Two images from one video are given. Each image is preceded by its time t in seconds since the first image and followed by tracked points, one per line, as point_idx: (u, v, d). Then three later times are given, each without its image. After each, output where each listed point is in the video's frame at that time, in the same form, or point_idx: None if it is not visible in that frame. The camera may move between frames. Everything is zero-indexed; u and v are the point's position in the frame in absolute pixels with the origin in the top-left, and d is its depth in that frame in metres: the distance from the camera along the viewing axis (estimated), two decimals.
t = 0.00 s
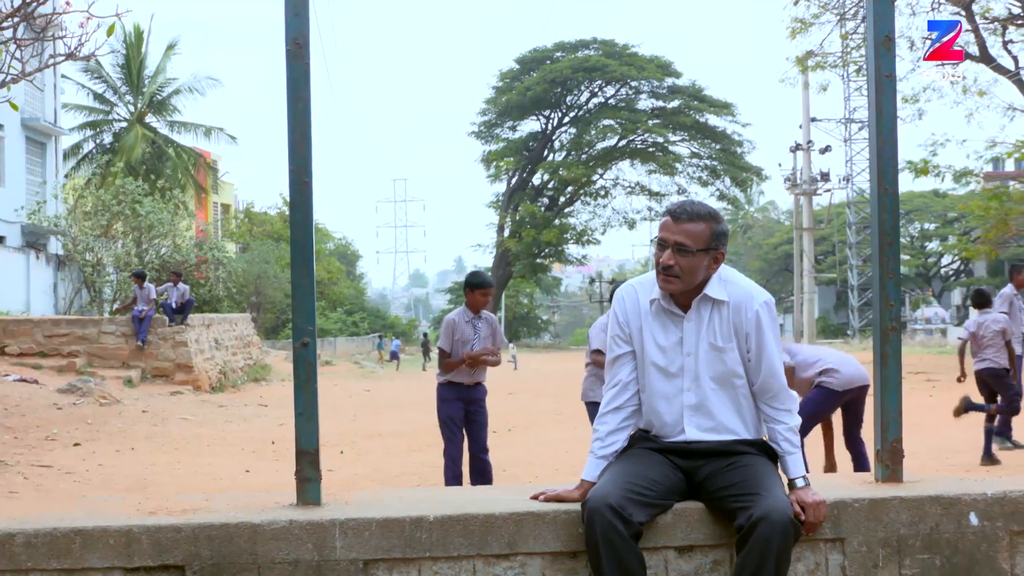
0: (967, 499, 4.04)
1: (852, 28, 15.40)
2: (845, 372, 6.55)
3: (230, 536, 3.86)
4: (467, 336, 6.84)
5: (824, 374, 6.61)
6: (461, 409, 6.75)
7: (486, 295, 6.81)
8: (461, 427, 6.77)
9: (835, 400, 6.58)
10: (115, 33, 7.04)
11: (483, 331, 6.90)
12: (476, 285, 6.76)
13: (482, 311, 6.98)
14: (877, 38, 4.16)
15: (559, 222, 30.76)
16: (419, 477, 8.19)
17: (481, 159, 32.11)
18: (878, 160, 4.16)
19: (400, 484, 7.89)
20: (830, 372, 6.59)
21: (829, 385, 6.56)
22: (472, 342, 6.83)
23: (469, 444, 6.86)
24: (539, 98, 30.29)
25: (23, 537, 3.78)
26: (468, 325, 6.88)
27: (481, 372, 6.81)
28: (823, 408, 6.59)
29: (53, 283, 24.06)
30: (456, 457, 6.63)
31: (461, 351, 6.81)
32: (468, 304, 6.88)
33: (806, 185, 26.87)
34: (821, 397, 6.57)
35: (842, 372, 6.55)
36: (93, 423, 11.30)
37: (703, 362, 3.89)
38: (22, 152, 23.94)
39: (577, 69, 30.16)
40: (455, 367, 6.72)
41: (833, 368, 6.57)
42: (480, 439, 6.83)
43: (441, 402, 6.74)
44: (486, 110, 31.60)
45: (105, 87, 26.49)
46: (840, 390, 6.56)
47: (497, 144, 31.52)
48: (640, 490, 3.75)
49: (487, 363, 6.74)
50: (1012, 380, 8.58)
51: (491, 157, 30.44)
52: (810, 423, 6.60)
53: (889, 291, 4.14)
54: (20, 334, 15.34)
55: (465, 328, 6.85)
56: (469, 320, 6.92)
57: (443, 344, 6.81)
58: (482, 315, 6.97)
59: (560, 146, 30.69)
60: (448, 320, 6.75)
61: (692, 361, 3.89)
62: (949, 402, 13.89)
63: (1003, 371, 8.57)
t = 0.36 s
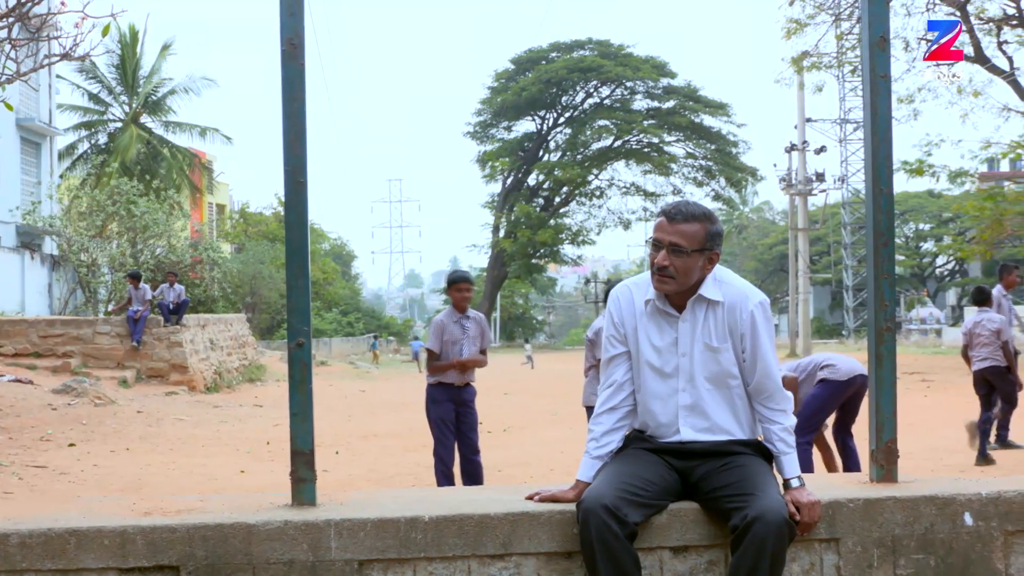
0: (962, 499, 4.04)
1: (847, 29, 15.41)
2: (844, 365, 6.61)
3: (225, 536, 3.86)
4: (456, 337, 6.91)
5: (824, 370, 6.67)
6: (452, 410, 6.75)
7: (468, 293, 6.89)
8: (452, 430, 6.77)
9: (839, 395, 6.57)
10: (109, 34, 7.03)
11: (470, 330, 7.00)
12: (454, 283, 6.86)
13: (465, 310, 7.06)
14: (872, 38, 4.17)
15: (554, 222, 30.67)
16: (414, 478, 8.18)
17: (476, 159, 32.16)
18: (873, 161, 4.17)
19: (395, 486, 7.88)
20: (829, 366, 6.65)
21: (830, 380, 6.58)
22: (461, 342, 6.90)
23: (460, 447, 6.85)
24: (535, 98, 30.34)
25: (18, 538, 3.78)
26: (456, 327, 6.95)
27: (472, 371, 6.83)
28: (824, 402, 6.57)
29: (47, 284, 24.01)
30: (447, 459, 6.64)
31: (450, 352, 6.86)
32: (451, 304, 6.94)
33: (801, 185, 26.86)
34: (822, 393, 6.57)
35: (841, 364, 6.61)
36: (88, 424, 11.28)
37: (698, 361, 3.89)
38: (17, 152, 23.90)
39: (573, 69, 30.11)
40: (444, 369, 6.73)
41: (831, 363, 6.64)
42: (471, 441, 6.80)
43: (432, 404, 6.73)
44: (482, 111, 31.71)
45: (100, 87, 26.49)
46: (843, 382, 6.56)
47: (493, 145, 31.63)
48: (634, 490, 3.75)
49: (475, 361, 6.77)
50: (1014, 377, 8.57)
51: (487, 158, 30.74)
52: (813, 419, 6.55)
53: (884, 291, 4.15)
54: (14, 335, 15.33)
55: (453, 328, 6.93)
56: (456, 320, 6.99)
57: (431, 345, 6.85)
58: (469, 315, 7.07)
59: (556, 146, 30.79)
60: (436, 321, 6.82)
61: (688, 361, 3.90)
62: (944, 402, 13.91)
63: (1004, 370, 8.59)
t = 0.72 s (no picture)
0: (956, 499, 4.04)
1: (843, 28, 15.40)
2: (850, 359, 6.59)
3: (219, 537, 3.85)
4: (446, 335, 6.94)
5: (829, 364, 6.62)
6: (447, 410, 6.72)
7: (455, 290, 6.92)
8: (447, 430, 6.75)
9: (844, 392, 6.57)
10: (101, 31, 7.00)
11: (461, 328, 7.05)
12: (440, 280, 6.89)
13: (454, 308, 7.08)
14: (866, 38, 4.16)
15: (549, 222, 30.62)
16: (408, 478, 8.17)
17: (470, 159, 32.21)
18: (867, 160, 4.16)
19: (388, 486, 7.87)
20: (834, 360, 6.61)
21: (835, 376, 6.56)
22: (450, 339, 6.92)
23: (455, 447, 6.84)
24: (529, 97, 30.37)
25: (10, 539, 3.76)
26: (447, 325, 6.97)
27: (462, 370, 6.78)
28: (829, 400, 6.56)
29: (40, 284, 23.95)
30: (442, 461, 6.61)
31: (439, 350, 6.88)
32: (440, 302, 6.97)
33: (796, 184, 26.85)
34: (828, 390, 6.56)
35: (847, 360, 6.58)
36: (81, 424, 11.26)
37: (693, 361, 3.88)
38: (10, 152, 23.86)
39: (567, 69, 30.02)
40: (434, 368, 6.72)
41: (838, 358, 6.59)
42: (468, 442, 6.80)
43: (427, 404, 6.71)
44: (476, 110, 31.78)
45: (92, 86, 26.43)
46: (846, 378, 6.56)
47: (487, 144, 31.71)
48: (629, 490, 3.74)
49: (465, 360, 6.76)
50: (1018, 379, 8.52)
51: (481, 158, 30.77)
52: (821, 418, 6.56)
53: (879, 291, 4.14)
54: (6, 335, 15.31)
55: (443, 327, 6.95)
56: (446, 318, 7.01)
57: (421, 345, 6.89)
58: (459, 313, 7.11)
59: (550, 146, 30.81)
60: (424, 319, 6.85)
61: (683, 360, 3.89)
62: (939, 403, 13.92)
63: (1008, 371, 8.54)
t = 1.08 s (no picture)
0: (960, 501, 3.98)
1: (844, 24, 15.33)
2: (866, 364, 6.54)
3: (211, 540, 3.80)
4: (446, 332, 6.88)
5: (844, 366, 6.55)
6: (447, 411, 6.67)
7: (455, 287, 6.87)
8: (445, 431, 6.68)
9: (858, 396, 6.55)
10: (90, 28, 6.94)
11: (460, 325, 7.00)
12: (440, 277, 6.85)
13: (453, 306, 7.03)
14: (868, 34, 4.11)
15: (545, 221, 30.55)
16: (402, 480, 8.12)
17: (466, 157, 32.17)
18: (869, 158, 4.11)
19: (382, 489, 7.82)
20: (851, 363, 6.54)
21: (851, 380, 6.51)
22: (450, 337, 6.87)
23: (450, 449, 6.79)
24: (527, 94, 30.28)
25: None
26: (446, 323, 6.91)
27: (462, 369, 6.71)
28: (845, 405, 6.52)
29: (30, 283, 23.88)
30: (439, 462, 6.56)
31: (439, 347, 6.83)
32: (439, 299, 6.91)
33: (797, 183, 26.76)
34: (845, 394, 6.51)
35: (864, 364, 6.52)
36: (72, 425, 11.20)
37: (691, 361, 3.83)
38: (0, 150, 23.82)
39: (564, 66, 29.95)
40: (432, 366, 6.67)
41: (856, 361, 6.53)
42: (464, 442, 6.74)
43: (426, 405, 6.66)
44: (472, 108, 31.85)
45: (83, 83, 26.36)
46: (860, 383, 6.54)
47: (483, 142, 31.64)
48: (627, 492, 3.69)
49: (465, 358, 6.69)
50: None
51: (477, 155, 30.69)
52: (838, 422, 6.49)
53: (880, 291, 4.09)
54: None
55: (443, 324, 6.89)
56: (445, 315, 6.96)
57: (420, 342, 6.84)
58: (459, 311, 7.05)
59: (547, 144, 30.80)
60: (424, 316, 6.80)
61: (681, 361, 3.83)
62: (940, 404, 13.85)
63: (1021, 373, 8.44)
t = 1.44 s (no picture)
0: (963, 505, 3.92)
1: (845, 20, 15.27)
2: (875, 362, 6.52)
3: (201, 544, 3.73)
4: (448, 331, 6.82)
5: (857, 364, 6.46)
6: (447, 413, 6.60)
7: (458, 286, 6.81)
8: (444, 433, 6.62)
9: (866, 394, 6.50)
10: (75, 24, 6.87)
11: (461, 326, 6.94)
12: (443, 276, 6.79)
13: (454, 306, 6.96)
14: (869, 30, 4.04)
15: (541, 220, 30.43)
16: (396, 484, 8.06)
17: (461, 155, 32.07)
18: (870, 156, 4.04)
19: (375, 492, 7.77)
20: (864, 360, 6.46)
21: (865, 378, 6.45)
22: (451, 335, 6.81)
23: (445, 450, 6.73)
24: (522, 92, 30.12)
25: None
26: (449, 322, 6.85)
27: (463, 368, 6.64)
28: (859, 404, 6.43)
29: (17, 283, 23.81)
30: (437, 464, 6.49)
31: (440, 346, 6.75)
32: (441, 298, 6.86)
33: (797, 181, 26.67)
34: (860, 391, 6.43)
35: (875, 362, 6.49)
36: (60, 428, 11.14)
37: (689, 362, 3.77)
38: None
39: (561, 62, 29.86)
40: (434, 365, 6.59)
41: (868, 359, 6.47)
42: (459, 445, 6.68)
43: (426, 406, 6.59)
44: (467, 105, 31.66)
45: (71, 80, 26.26)
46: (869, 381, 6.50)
47: (479, 139, 31.54)
48: (624, 495, 3.62)
49: (467, 357, 6.62)
50: None
51: (473, 153, 30.69)
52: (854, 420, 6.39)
53: (881, 291, 4.03)
54: None
55: (445, 323, 6.84)
56: (447, 314, 6.90)
57: (422, 340, 6.76)
58: (460, 312, 7.00)
59: (543, 141, 30.72)
60: (427, 314, 6.74)
61: (680, 362, 3.77)
62: (942, 405, 13.78)
63: None
